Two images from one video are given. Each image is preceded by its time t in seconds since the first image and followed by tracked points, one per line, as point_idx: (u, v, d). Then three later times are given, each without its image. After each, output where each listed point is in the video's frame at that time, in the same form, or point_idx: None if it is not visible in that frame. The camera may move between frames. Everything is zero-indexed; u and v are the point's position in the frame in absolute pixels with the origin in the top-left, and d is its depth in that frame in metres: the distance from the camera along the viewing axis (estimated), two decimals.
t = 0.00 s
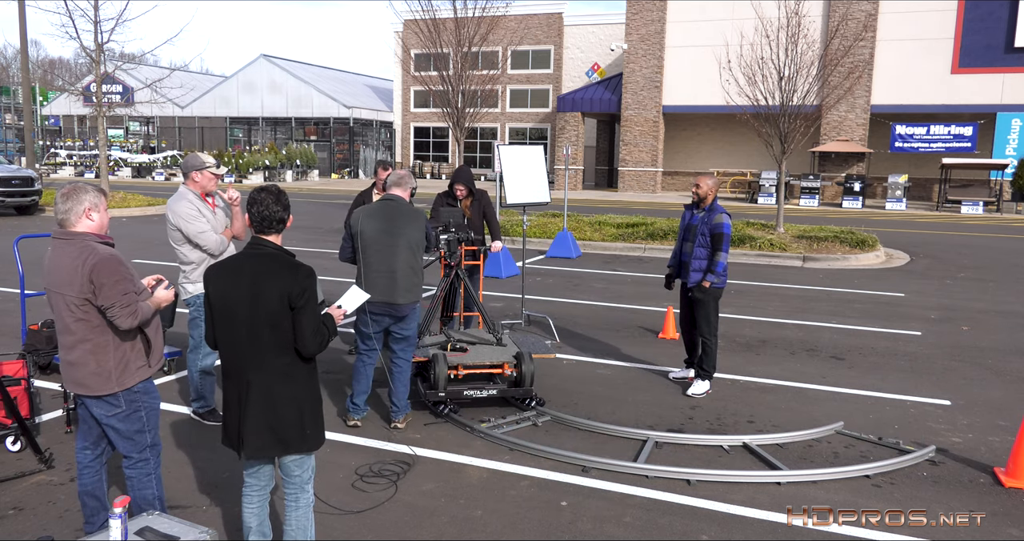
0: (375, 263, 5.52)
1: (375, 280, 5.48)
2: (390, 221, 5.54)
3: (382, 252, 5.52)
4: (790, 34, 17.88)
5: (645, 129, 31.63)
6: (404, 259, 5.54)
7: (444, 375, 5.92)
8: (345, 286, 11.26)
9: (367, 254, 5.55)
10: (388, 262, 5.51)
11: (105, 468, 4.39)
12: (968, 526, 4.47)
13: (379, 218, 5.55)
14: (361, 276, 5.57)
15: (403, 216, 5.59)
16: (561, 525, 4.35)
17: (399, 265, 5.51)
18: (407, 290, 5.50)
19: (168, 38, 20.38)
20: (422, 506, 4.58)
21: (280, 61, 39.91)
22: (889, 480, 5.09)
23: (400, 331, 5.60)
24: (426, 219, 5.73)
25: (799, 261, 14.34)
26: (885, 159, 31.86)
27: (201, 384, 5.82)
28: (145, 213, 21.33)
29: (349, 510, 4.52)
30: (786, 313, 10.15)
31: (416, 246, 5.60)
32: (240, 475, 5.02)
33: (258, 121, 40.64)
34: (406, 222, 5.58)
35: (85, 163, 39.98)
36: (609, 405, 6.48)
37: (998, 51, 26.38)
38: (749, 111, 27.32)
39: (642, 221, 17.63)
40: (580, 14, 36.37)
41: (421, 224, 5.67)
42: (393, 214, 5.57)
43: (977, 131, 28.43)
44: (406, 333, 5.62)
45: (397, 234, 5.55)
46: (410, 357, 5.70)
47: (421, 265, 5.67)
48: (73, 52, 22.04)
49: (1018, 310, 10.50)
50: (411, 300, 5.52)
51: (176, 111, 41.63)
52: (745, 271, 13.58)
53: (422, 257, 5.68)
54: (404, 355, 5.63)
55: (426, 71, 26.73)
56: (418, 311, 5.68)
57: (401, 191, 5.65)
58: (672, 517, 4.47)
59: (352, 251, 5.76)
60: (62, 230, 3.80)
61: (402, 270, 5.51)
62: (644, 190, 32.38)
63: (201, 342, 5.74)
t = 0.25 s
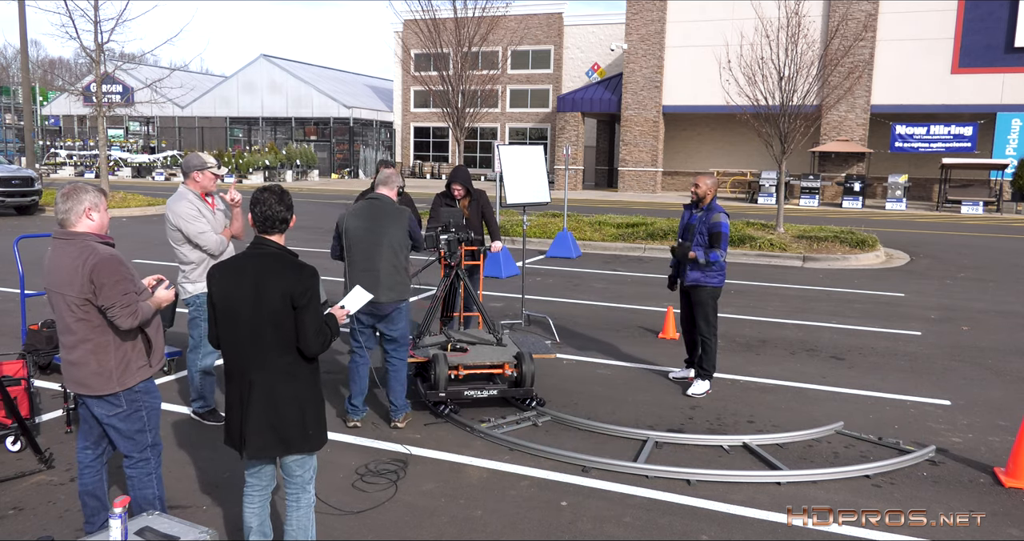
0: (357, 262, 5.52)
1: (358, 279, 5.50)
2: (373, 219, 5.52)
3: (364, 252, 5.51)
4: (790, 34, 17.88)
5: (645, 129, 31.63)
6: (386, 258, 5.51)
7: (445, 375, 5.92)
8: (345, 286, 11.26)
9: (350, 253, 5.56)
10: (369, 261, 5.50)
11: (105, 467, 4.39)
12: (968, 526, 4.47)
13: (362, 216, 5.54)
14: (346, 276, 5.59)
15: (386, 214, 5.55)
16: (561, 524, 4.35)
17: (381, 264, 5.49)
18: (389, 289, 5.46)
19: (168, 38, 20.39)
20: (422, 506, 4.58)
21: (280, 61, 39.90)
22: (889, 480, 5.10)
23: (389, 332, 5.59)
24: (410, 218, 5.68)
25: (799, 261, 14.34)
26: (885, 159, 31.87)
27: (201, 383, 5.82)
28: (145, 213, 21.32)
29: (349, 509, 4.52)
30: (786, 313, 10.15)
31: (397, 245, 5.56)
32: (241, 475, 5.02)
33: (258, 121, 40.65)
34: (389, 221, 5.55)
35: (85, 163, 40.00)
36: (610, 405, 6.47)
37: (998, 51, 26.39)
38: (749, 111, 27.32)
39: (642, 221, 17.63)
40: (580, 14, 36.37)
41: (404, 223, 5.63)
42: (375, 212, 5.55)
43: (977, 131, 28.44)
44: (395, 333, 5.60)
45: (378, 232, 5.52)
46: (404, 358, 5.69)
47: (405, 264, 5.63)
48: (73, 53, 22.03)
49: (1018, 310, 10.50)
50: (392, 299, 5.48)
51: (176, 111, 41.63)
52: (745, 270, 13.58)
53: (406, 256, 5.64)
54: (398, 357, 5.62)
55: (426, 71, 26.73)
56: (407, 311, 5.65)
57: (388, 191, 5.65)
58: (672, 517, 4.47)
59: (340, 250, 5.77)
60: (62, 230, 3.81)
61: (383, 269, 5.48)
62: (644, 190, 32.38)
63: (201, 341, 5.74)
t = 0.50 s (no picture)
0: (341, 262, 5.56)
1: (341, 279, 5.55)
2: (357, 219, 5.52)
3: (346, 252, 5.53)
4: (790, 34, 17.87)
5: (645, 129, 31.63)
6: (367, 257, 5.50)
7: (446, 375, 5.92)
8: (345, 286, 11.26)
9: (336, 254, 5.60)
10: (351, 261, 5.52)
11: (105, 467, 4.39)
12: (968, 526, 4.47)
13: (347, 216, 5.56)
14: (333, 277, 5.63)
15: (368, 213, 5.54)
16: (561, 524, 4.35)
17: (363, 263, 5.49)
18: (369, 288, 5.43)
19: (168, 38, 20.42)
20: (422, 505, 4.58)
21: (280, 61, 39.89)
22: (889, 480, 5.10)
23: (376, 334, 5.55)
24: (394, 217, 5.64)
25: (799, 261, 14.34)
26: (885, 159, 31.87)
27: (200, 383, 5.83)
28: (145, 213, 21.32)
29: (348, 510, 4.52)
30: (786, 313, 10.15)
31: (379, 244, 5.53)
32: (241, 474, 5.02)
33: (258, 121, 40.65)
34: (371, 220, 5.53)
35: (85, 163, 40.00)
36: (610, 405, 6.47)
37: (998, 51, 26.38)
38: (749, 111, 27.32)
39: (642, 221, 17.63)
40: (580, 14, 36.37)
41: (388, 222, 5.60)
42: (359, 212, 5.56)
43: (977, 131, 28.43)
44: (381, 333, 5.54)
45: (360, 232, 5.51)
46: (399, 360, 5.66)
47: (390, 263, 5.59)
48: (73, 53, 22.02)
49: (1017, 310, 10.51)
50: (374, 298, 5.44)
51: (176, 111, 41.63)
52: (745, 270, 13.58)
53: (391, 256, 5.61)
54: (391, 359, 5.60)
55: (426, 71, 26.72)
56: (394, 312, 5.61)
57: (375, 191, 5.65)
58: (672, 517, 4.47)
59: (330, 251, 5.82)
60: (62, 230, 3.81)
61: (365, 269, 5.48)
62: (644, 190, 32.38)
63: (201, 340, 5.74)
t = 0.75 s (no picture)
0: (331, 262, 5.60)
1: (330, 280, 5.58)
2: (345, 219, 5.53)
3: (336, 251, 5.55)
4: (790, 34, 17.87)
5: (645, 129, 31.63)
6: (354, 257, 5.50)
7: (447, 376, 5.92)
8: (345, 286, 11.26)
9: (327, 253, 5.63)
10: (339, 261, 5.54)
11: (104, 467, 4.38)
12: (968, 526, 4.47)
13: (337, 216, 5.58)
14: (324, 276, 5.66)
15: (355, 212, 5.52)
16: (561, 525, 4.35)
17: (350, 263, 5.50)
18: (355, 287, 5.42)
19: (168, 38, 20.43)
20: (421, 506, 4.58)
21: (280, 61, 39.89)
22: (889, 480, 5.10)
23: (366, 335, 5.56)
24: (382, 215, 5.60)
25: (799, 261, 14.34)
26: (885, 159, 31.87)
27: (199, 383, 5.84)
28: (145, 213, 21.33)
29: (348, 510, 4.51)
30: (786, 313, 10.15)
31: (366, 243, 5.52)
32: (241, 474, 5.01)
33: (258, 121, 40.64)
34: (358, 220, 5.51)
35: (85, 163, 40.01)
36: (610, 405, 6.47)
37: (998, 51, 26.38)
38: (749, 111, 27.32)
39: (642, 221, 17.63)
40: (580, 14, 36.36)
41: (375, 221, 5.56)
42: (348, 212, 5.56)
43: (977, 131, 28.43)
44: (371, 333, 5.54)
45: (348, 231, 5.52)
46: (393, 363, 5.66)
47: (378, 262, 5.57)
48: (73, 52, 22.01)
49: (1017, 310, 10.51)
50: (360, 298, 5.44)
51: (177, 111, 41.65)
52: (745, 270, 13.58)
53: (378, 254, 5.58)
54: (383, 360, 5.60)
55: (426, 71, 26.71)
56: (386, 312, 5.60)
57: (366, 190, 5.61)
58: (672, 518, 4.47)
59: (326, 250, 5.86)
60: (61, 230, 3.81)
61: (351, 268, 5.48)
62: (644, 191, 32.38)
63: (202, 339, 5.74)
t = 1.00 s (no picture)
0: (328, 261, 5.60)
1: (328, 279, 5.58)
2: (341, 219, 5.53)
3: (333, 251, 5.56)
4: (790, 34, 17.88)
5: (645, 129, 31.64)
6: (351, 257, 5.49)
7: (447, 376, 5.92)
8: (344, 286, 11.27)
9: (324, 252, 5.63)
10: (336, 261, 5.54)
11: (105, 467, 4.38)
12: (968, 525, 4.47)
13: (334, 215, 5.59)
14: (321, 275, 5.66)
15: (351, 212, 5.53)
16: (561, 524, 4.35)
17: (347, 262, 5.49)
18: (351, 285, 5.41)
19: (168, 38, 20.46)
20: (421, 506, 4.58)
21: (280, 62, 39.90)
22: (889, 480, 5.10)
23: (364, 335, 5.55)
24: (379, 215, 5.60)
25: (799, 261, 14.34)
26: (885, 159, 31.87)
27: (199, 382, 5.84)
28: (145, 213, 21.33)
29: (347, 509, 4.51)
30: (786, 313, 10.15)
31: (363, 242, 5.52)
32: (242, 474, 5.01)
33: (258, 121, 40.64)
34: (355, 220, 5.51)
35: (85, 163, 40.02)
36: (610, 405, 6.47)
37: (998, 51, 26.38)
38: (749, 111, 27.32)
39: (642, 221, 17.62)
40: (580, 14, 36.36)
41: (371, 220, 5.56)
42: (344, 211, 5.56)
43: (977, 131, 28.42)
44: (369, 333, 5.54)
45: (345, 230, 5.52)
46: (392, 365, 5.63)
47: (376, 261, 5.56)
48: (73, 52, 22.01)
49: (1017, 310, 10.51)
50: (357, 296, 5.43)
51: (177, 111, 41.67)
52: (745, 270, 13.58)
53: (376, 252, 5.58)
54: (381, 362, 5.58)
55: (426, 71, 26.71)
56: (384, 312, 5.59)
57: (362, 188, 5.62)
58: (672, 517, 4.47)
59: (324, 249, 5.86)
60: (60, 231, 3.81)
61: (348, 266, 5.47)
62: (644, 191, 32.38)
63: (205, 337, 5.76)
